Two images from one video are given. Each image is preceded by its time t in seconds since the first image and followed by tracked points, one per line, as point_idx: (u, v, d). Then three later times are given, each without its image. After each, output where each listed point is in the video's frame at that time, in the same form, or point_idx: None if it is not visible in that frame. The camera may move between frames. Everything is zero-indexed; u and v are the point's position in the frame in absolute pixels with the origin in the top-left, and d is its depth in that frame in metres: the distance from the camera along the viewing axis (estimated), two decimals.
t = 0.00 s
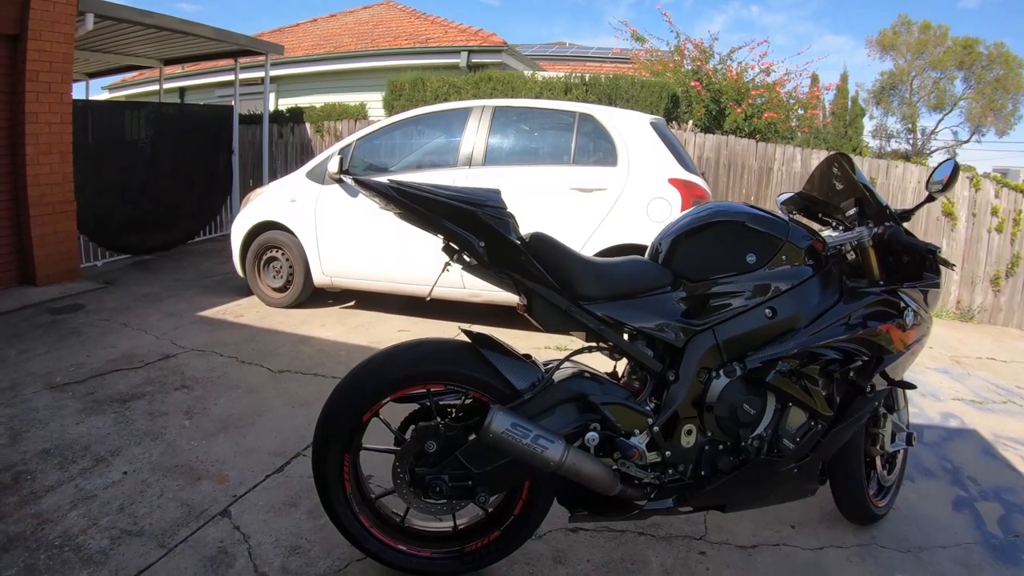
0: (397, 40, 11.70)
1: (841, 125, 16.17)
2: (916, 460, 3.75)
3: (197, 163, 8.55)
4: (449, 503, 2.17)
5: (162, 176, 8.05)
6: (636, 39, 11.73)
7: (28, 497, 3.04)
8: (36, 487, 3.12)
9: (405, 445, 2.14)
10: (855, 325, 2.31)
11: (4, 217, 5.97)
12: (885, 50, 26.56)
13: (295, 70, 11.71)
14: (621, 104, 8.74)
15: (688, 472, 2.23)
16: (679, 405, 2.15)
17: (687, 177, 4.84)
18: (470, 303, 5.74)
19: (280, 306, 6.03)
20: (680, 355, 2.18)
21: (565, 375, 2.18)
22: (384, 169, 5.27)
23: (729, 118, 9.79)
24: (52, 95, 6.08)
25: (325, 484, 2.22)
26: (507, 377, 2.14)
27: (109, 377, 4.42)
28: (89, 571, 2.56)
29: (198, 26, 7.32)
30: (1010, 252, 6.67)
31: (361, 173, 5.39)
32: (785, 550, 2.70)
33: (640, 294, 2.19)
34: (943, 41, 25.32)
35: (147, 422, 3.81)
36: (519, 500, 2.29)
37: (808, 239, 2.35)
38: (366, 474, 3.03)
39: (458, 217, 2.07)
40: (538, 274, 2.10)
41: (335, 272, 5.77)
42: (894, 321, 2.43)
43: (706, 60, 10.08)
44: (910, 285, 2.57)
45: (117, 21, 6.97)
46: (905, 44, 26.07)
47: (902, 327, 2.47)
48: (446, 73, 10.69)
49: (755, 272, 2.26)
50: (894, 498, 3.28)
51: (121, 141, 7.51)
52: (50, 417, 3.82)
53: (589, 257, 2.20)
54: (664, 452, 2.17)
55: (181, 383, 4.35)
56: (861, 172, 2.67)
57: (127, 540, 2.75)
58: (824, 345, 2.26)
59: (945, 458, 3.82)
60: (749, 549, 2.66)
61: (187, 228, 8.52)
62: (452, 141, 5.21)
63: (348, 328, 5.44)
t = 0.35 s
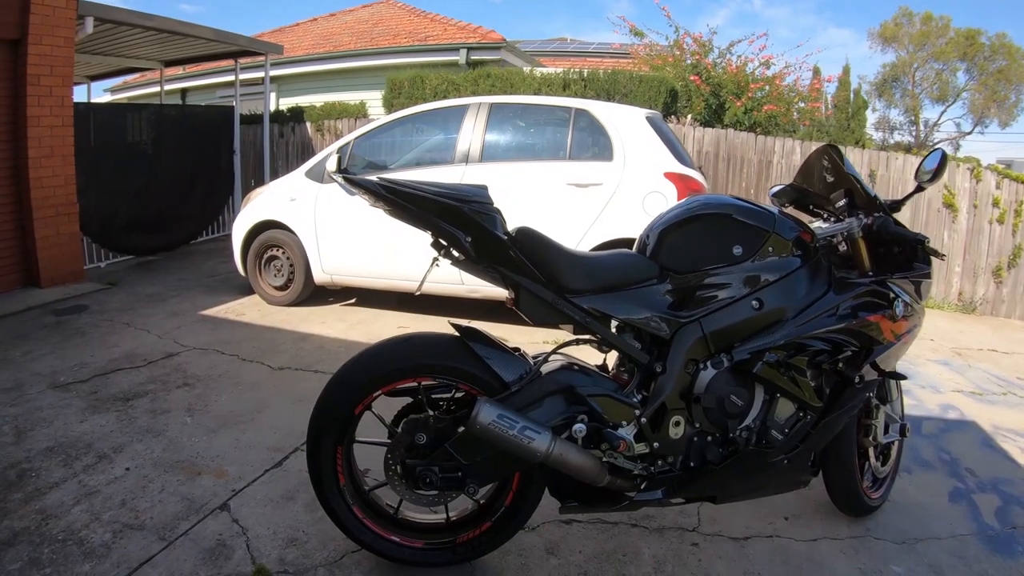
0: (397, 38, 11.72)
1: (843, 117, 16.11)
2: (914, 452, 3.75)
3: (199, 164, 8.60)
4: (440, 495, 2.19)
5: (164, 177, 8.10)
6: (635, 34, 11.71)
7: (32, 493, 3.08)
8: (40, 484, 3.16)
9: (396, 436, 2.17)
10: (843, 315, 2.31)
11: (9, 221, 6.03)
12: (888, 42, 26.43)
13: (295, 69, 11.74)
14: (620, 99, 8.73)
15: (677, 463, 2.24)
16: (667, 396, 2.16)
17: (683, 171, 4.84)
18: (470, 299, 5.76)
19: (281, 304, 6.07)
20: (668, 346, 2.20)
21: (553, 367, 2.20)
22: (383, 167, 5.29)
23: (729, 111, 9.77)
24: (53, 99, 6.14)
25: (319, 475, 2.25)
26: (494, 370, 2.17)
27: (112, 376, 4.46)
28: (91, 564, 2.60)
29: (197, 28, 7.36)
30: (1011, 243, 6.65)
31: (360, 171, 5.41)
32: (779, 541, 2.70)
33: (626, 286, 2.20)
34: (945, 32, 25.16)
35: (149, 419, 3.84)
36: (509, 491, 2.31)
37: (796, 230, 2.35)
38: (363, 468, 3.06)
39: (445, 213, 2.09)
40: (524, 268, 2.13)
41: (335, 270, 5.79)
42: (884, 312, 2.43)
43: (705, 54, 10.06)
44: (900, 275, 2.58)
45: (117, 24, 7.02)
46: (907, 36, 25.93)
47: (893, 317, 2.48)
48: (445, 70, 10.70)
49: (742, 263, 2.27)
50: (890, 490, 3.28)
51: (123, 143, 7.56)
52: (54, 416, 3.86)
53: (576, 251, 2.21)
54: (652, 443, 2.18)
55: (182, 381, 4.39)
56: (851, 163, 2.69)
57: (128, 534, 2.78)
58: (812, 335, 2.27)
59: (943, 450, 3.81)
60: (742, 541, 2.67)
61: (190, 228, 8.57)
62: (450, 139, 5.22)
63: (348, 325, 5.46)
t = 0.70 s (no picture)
0: (407, 40, 11.79)
1: (856, 115, 16.01)
2: (918, 451, 3.73)
3: (212, 166, 8.71)
4: (435, 488, 2.24)
5: (177, 179, 8.21)
6: (644, 33, 11.69)
7: (43, 486, 3.15)
8: (52, 477, 3.23)
9: (392, 429, 2.21)
10: (836, 311, 2.32)
11: (24, 223, 6.16)
12: (901, 39, 26.18)
13: (307, 72, 11.85)
14: (627, 99, 8.73)
15: (670, 458, 2.26)
16: (658, 392, 2.18)
17: (687, 169, 4.85)
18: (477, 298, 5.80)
19: (291, 303, 6.14)
20: (659, 343, 2.22)
21: (545, 363, 2.23)
22: (390, 168, 5.34)
23: (739, 110, 9.73)
24: (67, 103, 6.27)
25: (318, 467, 2.31)
26: (487, 365, 2.21)
27: (124, 373, 4.55)
28: (98, 553, 2.66)
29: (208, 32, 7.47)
30: None
31: (368, 172, 5.46)
32: (775, 538, 2.71)
33: (618, 283, 2.22)
34: (959, 28, 24.89)
35: (159, 415, 3.92)
36: (503, 485, 2.35)
37: (788, 226, 2.36)
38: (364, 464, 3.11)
39: (437, 212, 2.13)
40: (517, 267, 2.16)
41: (344, 270, 5.85)
42: (879, 308, 2.43)
43: (714, 53, 10.03)
44: (897, 271, 2.58)
45: (130, 29, 7.14)
46: (920, 33, 25.68)
47: (888, 314, 2.48)
48: (454, 71, 10.75)
49: (734, 260, 2.28)
50: (892, 488, 3.27)
51: (137, 145, 7.69)
52: (67, 412, 3.95)
53: (568, 248, 2.24)
54: (643, 439, 2.20)
55: (192, 379, 4.47)
56: (847, 160, 2.70)
57: (135, 524, 2.85)
58: (804, 332, 2.28)
59: (947, 449, 3.80)
60: (738, 537, 2.68)
61: (203, 229, 8.69)
62: (456, 139, 5.26)
63: (356, 324, 5.52)
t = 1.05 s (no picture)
0: (421, 47, 11.89)
1: (872, 119, 15.91)
2: (927, 457, 3.73)
3: (228, 172, 8.85)
4: (440, 489, 2.30)
5: (194, 185, 8.35)
6: (656, 39, 11.69)
7: (60, 484, 3.23)
8: (69, 476, 3.31)
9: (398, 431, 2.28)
10: (838, 317, 2.34)
11: (42, 228, 6.30)
12: (916, 41, 25.94)
13: (322, 79, 11.98)
14: (639, 104, 8.74)
15: (672, 462, 2.28)
16: (660, 397, 2.21)
17: (697, 175, 4.86)
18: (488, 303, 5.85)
19: (305, 308, 6.22)
20: (661, 347, 2.25)
21: (549, 367, 2.27)
22: (403, 174, 5.41)
23: (752, 114, 9.71)
24: (85, 111, 6.41)
25: (326, 467, 2.37)
26: (491, 368, 2.26)
27: (140, 376, 4.64)
28: (112, 550, 2.73)
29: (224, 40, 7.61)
30: None
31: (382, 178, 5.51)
32: (779, 543, 2.72)
33: (620, 289, 2.26)
34: (974, 30, 24.64)
35: (173, 417, 4.00)
36: (507, 488, 2.40)
37: (790, 232, 2.38)
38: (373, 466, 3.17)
39: (442, 219, 2.18)
40: (521, 273, 2.21)
41: (358, 275, 5.92)
42: (881, 313, 2.44)
43: (727, 58, 10.02)
44: (901, 276, 2.60)
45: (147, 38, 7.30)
46: (935, 35, 25.46)
47: (891, 319, 2.48)
48: (468, 78, 10.82)
49: (735, 265, 2.31)
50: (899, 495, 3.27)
51: (154, 152, 7.83)
52: (84, 413, 4.04)
53: (571, 254, 2.28)
54: (646, 442, 2.23)
55: (207, 382, 4.55)
56: (850, 164, 2.71)
57: (149, 522, 2.93)
58: (805, 337, 2.29)
59: (957, 455, 3.79)
60: (742, 542, 2.69)
61: (219, 235, 8.82)
62: (468, 146, 5.31)
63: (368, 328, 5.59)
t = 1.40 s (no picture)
0: (437, 53, 12.01)
1: (890, 122, 15.80)
2: (934, 461, 3.73)
3: (247, 178, 9.02)
4: (440, 484, 2.41)
5: (214, 190, 8.52)
6: (671, 42, 11.69)
7: (78, 478, 3.36)
8: (87, 469, 3.43)
9: (400, 427, 2.39)
10: (832, 318, 2.37)
11: (64, 231, 6.49)
12: (934, 42, 25.64)
13: (340, 85, 12.14)
14: (651, 108, 8.76)
15: (668, 461, 2.32)
16: (653, 396, 2.26)
17: (706, 179, 4.88)
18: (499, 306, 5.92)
19: (322, 311, 6.32)
20: (655, 347, 2.29)
21: (545, 367, 2.34)
22: (418, 179, 5.50)
23: (766, 118, 9.68)
24: (106, 118, 6.60)
25: (332, 463, 2.51)
26: (489, 366, 2.34)
27: (158, 375, 4.77)
28: (126, 539, 2.86)
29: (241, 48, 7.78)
30: None
31: (396, 183, 5.59)
32: (777, 544, 2.75)
33: (615, 290, 2.31)
34: (993, 30, 24.32)
35: (189, 415, 4.11)
36: (506, 484, 2.50)
37: (783, 234, 2.42)
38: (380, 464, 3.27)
39: (443, 224, 2.25)
40: (518, 275, 2.27)
41: (372, 279, 6.02)
42: (877, 314, 2.45)
43: (740, 61, 10.01)
44: (897, 278, 2.64)
45: (166, 46, 7.49)
46: (954, 36, 25.17)
47: (888, 320, 2.48)
48: (483, 84, 10.92)
49: (730, 267, 2.35)
50: (903, 498, 3.28)
51: (174, 158, 8.01)
52: (103, 411, 4.17)
53: (568, 256, 2.34)
54: (640, 441, 2.28)
55: (222, 381, 4.67)
56: (848, 167, 2.75)
57: (163, 514, 3.05)
58: (799, 338, 2.32)
59: (964, 459, 3.79)
60: (740, 542, 2.73)
61: (239, 240, 9.00)
62: (480, 151, 5.38)
63: (381, 331, 5.68)
